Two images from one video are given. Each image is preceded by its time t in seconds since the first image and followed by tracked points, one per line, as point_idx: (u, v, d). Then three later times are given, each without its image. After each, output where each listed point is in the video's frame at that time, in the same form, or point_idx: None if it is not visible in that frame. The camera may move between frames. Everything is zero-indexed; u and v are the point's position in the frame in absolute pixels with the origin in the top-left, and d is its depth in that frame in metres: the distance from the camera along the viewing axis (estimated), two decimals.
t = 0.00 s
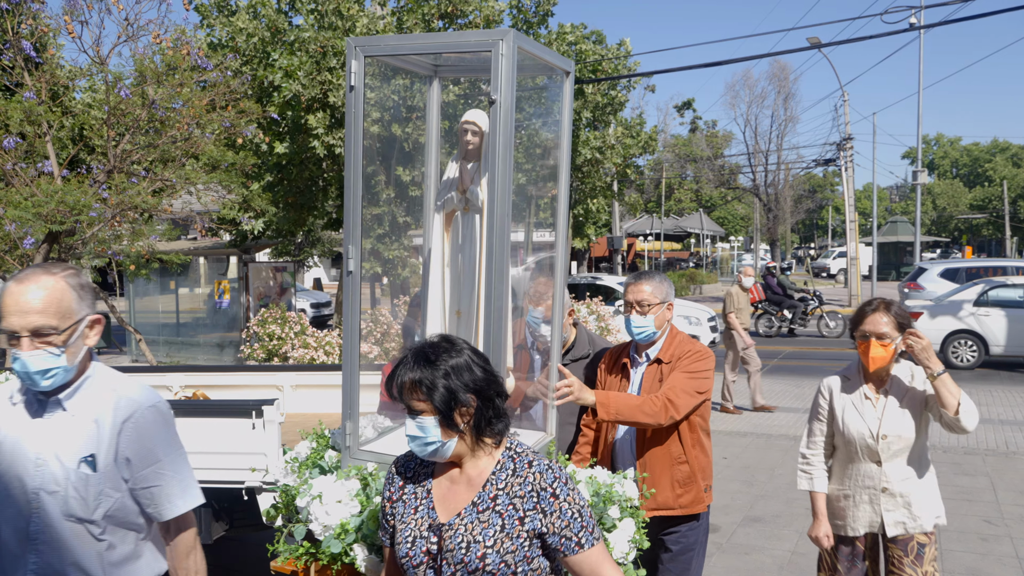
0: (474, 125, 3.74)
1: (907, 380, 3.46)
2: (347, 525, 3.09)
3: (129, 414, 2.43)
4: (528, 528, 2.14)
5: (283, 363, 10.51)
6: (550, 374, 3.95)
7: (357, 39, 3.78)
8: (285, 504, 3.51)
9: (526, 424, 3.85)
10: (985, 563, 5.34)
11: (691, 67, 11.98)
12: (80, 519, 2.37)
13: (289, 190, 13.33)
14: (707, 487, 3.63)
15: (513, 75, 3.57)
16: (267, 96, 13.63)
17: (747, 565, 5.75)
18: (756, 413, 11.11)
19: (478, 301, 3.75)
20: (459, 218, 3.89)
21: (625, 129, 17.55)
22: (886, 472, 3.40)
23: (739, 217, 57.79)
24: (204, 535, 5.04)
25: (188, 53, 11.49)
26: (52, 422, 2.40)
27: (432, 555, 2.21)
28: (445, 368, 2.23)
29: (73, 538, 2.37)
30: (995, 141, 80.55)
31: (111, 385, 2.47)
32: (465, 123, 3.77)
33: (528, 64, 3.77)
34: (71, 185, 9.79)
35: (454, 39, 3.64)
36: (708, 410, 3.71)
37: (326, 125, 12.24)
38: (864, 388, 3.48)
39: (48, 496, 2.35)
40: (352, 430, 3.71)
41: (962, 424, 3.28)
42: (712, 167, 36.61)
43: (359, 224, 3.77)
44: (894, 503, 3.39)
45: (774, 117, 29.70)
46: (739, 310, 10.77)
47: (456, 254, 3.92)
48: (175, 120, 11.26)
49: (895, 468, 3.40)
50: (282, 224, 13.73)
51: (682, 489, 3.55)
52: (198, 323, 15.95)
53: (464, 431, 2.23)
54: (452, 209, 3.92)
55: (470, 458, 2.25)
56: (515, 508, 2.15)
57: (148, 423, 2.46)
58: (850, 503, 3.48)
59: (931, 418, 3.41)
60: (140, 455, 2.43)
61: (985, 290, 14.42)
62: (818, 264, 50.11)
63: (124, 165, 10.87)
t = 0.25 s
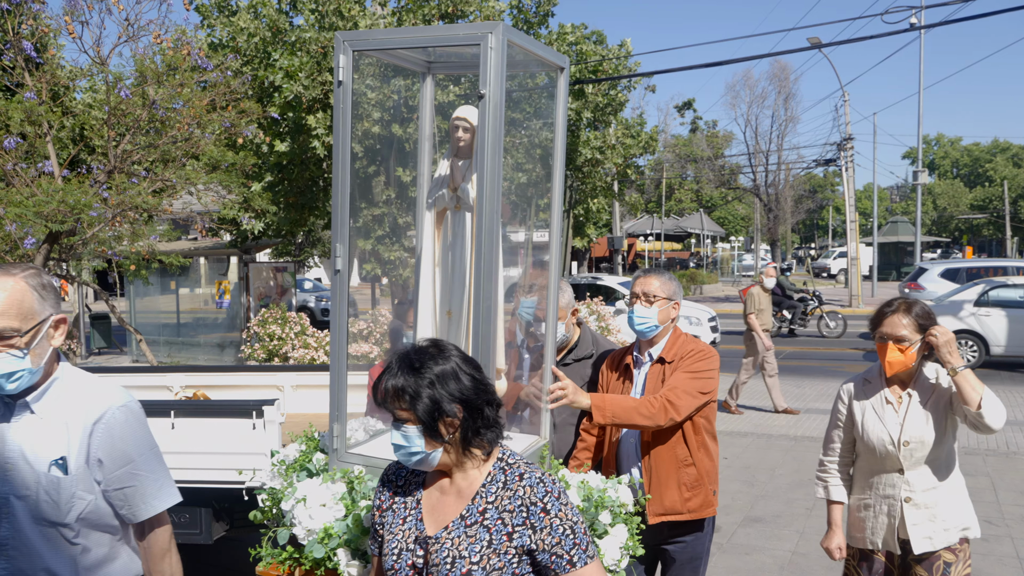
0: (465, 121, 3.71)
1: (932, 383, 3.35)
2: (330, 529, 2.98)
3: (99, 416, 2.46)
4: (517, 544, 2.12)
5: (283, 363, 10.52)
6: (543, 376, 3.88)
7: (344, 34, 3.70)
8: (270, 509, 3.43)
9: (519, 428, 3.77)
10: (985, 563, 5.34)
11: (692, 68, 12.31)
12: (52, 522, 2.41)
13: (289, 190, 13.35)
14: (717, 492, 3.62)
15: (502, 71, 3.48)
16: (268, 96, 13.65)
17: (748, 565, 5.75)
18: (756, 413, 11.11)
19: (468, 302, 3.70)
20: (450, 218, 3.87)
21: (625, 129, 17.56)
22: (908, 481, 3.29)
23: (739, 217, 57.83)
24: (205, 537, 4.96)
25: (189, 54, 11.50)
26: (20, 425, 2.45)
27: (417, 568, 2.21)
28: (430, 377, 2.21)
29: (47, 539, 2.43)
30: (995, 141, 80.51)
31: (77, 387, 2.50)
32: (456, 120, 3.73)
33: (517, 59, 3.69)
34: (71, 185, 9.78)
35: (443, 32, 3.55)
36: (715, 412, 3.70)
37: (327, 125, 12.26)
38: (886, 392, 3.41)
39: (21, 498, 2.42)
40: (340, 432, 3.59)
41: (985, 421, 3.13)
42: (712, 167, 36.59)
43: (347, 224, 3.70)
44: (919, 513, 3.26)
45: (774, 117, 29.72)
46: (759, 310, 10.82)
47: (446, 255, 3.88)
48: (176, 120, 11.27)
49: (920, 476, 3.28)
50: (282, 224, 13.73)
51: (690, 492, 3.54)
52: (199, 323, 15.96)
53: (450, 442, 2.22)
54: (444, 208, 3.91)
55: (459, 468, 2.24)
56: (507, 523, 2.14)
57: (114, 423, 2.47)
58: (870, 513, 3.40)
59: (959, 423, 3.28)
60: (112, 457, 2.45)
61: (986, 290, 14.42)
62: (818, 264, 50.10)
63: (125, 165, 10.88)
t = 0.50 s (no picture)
0: (447, 119, 3.65)
1: (942, 388, 3.26)
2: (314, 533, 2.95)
3: (75, 421, 2.36)
4: (493, 553, 2.06)
5: (284, 363, 10.53)
6: (533, 378, 3.83)
7: (323, 33, 3.64)
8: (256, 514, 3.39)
9: (511, 430, 3.74)
10: (987, 563, 5.34)
11: (692, 67, 12.20)
12: (28, 532, 2.34)
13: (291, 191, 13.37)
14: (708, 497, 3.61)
15: (481, 64, 3.42)
16: (269, 96, 13.67)
17: (749, 565, 5.75)
18: (757, 413, 11.11)
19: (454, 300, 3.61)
20: (434, 217, 3.80)
21: (626, 129, 17.54)
22: (912, 489, 3.25)
23: (740, 217, 57.95)
24: (205, 537, 4.96)
25: (190, 54, 11.51)
26: None
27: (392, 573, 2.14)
28: (409, 377, 2.14)
29: (26, 550, 2.36)
30: (996, 142, 80.52)
31: (53, 391, 2.41)
32: (438, 118, 3.69)
33: (495, 53, 3.62)
34: (72, 185, 9.77)
35: (422, 29, 3.49)
36: (709, 415, 3.68)
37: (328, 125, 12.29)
38: (893, 396, 3.35)
39: None
40: (326, 437, 3.53)
41: (986, 428, 3.05)
42: (712, 167, 36.59)
43: (329, 226, 3.63)
44: (924, 522, 3.22)
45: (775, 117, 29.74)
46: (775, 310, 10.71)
47: (433, 256, 3.81)
48: (177, 120, 11.28)
49: (925, 484, 3.24)
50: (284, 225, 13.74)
51: (683, 496, 3.53)
52: (200, 323, 15.97)
53: (426, 446, 2.14)
54: (428, 208, 3.84)
55: (437, 473, 2.16)
56: (483, 529, 2.08)
57: (92, 430, 2.36)
58: (873, 520, 3.37)
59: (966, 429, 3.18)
60: (89, 463, 2.35)
61: (987, 291, 14.41)
62: (819, 264, 50.11)
63: (125, 165, 10.89)
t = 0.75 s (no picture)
0: (435, 118, 3.66)
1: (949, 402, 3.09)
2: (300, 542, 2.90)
3: (63, 429, 2.31)
4: (477, 562, 2.04)
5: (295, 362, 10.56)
6: (530, 382, 3.80)
7: (309, 34, 3.59)
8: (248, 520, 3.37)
9: (511, 435, 3.71)
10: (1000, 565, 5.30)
11: (702, 66, 12.15)
12: (16, 540, 2.32)
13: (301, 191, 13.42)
14: (705, 500, 3.55)
15: (467, 60, 3.32)
16: (279, 97, 13.73)
17: (759, 567, 5.73)
18: (767, 414, 11.07)
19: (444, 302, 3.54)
20: (426, 218, 3.75)
21: (635, 129, 17.50)
22: (915, 510, 3.10)
23: (750, 217, 57.84)
24: (217, 535, 4.99)
25: (201, 55, 11.56)
26: None
27: None
28: (388, 381, 2.16)
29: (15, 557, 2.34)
30: (1008, 141, 80.00)
31: (43, 396, 2.36)
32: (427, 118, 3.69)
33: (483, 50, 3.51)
34: (84, 186, 9.83)
35: (410, 28, 3.40)
36: (705, 415, 3.62)
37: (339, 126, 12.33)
38: (898, 411, 3.19)
39: None
40: (317, 442, 3.47)
41: (990, 446, 2.89)
42: (723, 167, 36.50)
43: (318, 230, 3.56)
44: (928, 544, 3.07)
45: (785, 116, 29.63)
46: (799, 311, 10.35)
47: (424, 258, 3.75)
48: (188, 122, 11.33)
49: (929, 504, 3.08)
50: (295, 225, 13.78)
51: (676, 499, 3.48)
52: (212, 323, 16.05)
53: (407, 450, 2.15)
54: (420, 209, 3.80)
55: (419, 478, 2.17)
56: (465, 538, 2.06)
57: (80, 437, 2.32)
58: (877, 542, 3.21)
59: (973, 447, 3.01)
60: (78, 472, 2.31)
61: (999, 291, 14.32)
62: (830, 264, 49.91)
63: (137, 166, 10.95)
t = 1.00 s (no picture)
0: (447, 115, 3.59)
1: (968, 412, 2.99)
2: (299, 546, 2.89)
3: (66, 423, 2.32)
4: None
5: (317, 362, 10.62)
6: (541, 386, 3.78)
7: (319, 27, 3.55)
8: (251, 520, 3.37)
9: (520, 440, 3.72)
10: None
11: (723, 65, 12.06)
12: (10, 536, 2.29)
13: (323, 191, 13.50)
14: (721, 500, 3.51)
15: (480, 57, 3.25)
16: (301, 98, 13.82)
17: (781, 569, 5.68)
18: (789, 415, 10.98)
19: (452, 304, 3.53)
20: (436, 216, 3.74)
21: (656, 128, 17.41)
22: (929, 521, 3.01)
23: (772, 217, 57.45)
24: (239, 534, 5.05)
25: (224, 57, 11.66)
26: None
27: None
28: (382, 389, 2.09)
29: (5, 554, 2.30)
30: None
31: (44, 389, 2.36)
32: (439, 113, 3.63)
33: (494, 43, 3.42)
34: (110, 186, 9.96)
35: (418, 22, 3.34)
36: (716, 416, 3.61)
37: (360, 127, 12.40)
38: (916, 414, 3.11)
39: None
40: (321, 444, 3.39)
41: (1010, 464, 2.75)
42: (744, 166, 36.31)
43: (326, 225, 3.55)
44: (941, 557, 2.98)
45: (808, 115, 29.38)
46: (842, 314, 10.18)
47: (434, 254, 3.75)
48: (211, 123, 11.44)
49: (944, 516, 2.99)
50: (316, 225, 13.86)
51: (691, 501, 3.44)
52: (235, 322, 16.20)
53: (402, 461, 2.08)
54: (430, 206, 3.79)
55: (417, 491, 2.10)
56: (461, 555, 1.96)
57: (84, 431, 2.33)
58: (890, 551, 3.14)
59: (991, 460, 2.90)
60: (80, 467, 2.32)
61: None
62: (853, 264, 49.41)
63: (161, 167, 11.07)
